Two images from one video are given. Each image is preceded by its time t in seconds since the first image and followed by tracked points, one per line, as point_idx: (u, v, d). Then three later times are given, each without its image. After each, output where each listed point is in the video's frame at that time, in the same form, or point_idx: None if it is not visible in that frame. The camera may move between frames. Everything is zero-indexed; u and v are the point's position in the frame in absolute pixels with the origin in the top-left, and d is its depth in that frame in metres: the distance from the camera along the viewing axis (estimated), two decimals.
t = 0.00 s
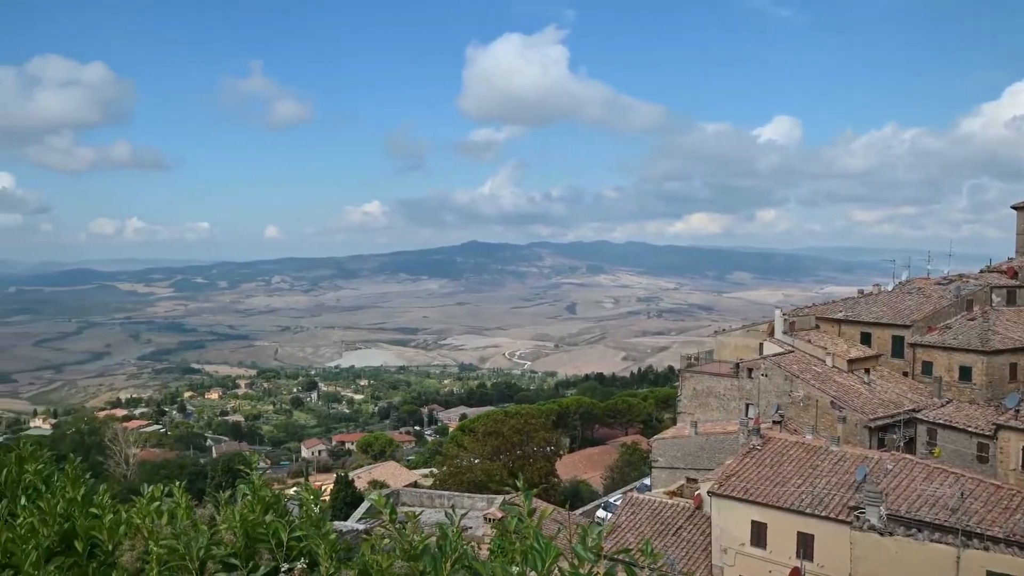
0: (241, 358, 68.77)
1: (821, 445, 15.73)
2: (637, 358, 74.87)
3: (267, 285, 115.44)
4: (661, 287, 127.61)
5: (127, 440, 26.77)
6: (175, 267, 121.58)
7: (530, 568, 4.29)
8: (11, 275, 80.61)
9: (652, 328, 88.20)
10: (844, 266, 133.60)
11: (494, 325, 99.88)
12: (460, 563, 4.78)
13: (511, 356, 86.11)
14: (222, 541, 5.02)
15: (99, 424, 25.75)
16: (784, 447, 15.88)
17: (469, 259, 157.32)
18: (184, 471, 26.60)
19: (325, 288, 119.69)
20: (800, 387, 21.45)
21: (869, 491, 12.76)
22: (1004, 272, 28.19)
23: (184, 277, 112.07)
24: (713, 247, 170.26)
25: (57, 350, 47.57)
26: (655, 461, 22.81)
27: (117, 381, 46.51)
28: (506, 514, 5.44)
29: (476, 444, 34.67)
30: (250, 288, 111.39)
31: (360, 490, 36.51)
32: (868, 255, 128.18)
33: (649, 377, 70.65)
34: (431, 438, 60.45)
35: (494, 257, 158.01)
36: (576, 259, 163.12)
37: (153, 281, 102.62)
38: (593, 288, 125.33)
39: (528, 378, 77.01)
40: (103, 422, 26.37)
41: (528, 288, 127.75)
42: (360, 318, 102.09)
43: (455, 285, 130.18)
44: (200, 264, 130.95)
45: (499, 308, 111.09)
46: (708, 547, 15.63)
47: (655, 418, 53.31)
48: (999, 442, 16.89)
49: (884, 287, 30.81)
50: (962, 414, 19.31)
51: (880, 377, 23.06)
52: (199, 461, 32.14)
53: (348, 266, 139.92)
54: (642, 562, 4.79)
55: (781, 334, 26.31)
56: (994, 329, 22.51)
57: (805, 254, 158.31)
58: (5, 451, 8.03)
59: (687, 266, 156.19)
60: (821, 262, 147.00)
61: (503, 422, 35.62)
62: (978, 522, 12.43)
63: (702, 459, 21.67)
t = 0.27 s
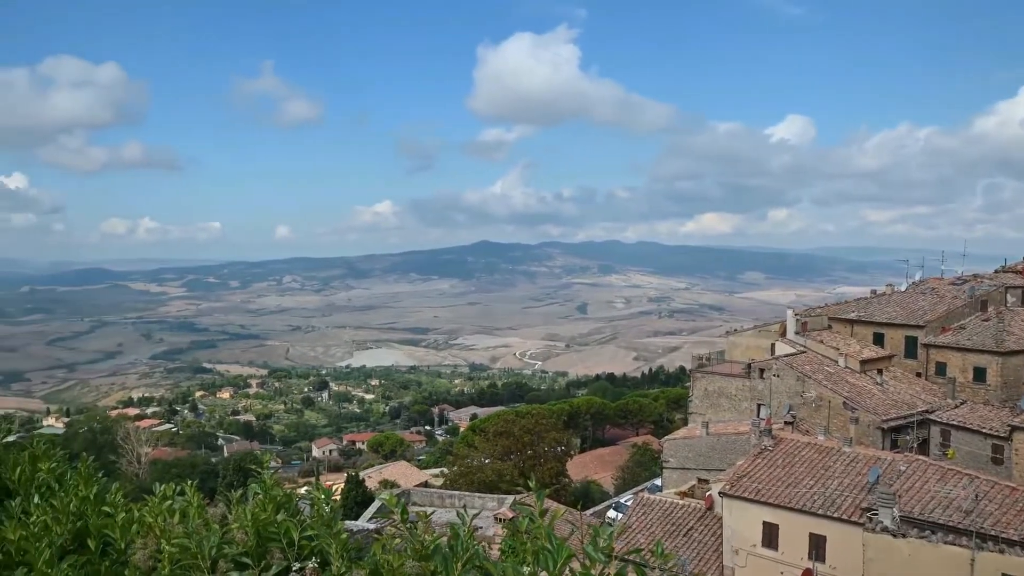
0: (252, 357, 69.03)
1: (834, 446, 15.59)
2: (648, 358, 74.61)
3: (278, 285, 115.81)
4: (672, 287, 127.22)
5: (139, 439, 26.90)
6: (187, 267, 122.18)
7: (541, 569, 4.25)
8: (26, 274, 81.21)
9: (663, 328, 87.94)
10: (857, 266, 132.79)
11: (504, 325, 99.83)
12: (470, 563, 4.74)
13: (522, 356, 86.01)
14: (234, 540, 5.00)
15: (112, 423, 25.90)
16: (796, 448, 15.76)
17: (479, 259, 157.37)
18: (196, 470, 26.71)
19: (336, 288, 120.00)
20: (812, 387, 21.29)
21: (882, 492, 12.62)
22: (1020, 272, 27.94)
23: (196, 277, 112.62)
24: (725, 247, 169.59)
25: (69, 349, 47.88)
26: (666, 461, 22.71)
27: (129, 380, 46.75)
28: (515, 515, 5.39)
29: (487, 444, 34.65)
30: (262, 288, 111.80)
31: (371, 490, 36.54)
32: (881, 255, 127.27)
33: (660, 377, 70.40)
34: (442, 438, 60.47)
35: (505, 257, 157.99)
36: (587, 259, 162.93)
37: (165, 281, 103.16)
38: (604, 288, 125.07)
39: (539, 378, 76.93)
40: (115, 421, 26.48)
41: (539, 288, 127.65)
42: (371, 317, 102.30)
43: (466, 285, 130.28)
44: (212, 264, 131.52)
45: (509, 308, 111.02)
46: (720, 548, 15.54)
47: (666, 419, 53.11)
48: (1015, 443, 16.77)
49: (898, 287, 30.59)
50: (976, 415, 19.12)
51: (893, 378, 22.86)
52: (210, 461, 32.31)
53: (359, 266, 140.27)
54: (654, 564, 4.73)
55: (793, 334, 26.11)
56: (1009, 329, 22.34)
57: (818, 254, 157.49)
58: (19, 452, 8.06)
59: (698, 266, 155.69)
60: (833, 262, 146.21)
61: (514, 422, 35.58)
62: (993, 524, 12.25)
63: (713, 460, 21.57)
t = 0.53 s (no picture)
0: (264, 357, 69.29)
1: (846, 448, 15.45)
2: (659, 359, 74.36)
3: (290, 285, 116.18)
4: (683, 288, 126.78)
5: (151, 438, 27.04)
6: (200, 267, 122.79)
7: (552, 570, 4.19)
8: (40, 274, 81.81)
9: (674, 328, 87.67)
10: (870, 266, 132.01)
11: (515, 325, 99.80)
12: (481, 563, 4.68)
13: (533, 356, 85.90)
14: (245, 540, 4.97)
15: (124, 423, 26.05)
16: (808, 449, 15.63)
17: (490, 259, 157.39)
18: (207, 470, 26.82)
19: (347, 288, 120.30)
20: (824, 388, 21.12)
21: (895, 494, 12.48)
22: None
23: (208, 277, 113.18)
24: (736, 247, 168.96)
25: (81, 349, 48.17)
26: (677, 462, 22.61)
27: (141, 379, 47.02)
28: (526, 515, 5.34)
29: (497, 444, 34.62)
30: (273, 288, 112.20)
31: (381, 490, 36.58)
32: (895, 255, 126.43)
33: (671, 378, 70.16)
34: (452, 438, 60.48)
35: (516, 257, 157.93)
36: (598, 259, 162.66)
37: (177, 281, 103.67)
38: (615, 288, 124.81)
39: (550, 378, 76.84)
40: (127, 420, 26.62)
41: (550, 288, 127.53)
42: (382, 318, 102.49)
43: (477, 285, 130.33)
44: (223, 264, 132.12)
45: (520, 308, 110.95)
46: (731, 550, 15.44)
47: (678, 419, 52.90)
48: None
49: (911, 287, 30.38)
50: (991, 417, 18.93)
51: (906, 379, 22.64)
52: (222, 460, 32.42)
53: (370, 266, 140.53)
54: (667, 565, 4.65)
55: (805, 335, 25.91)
56: None
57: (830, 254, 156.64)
58: (32, 450, 8.06)
59: (709, 265, 155.16)
60: (846, 262, 145.38)
61: (524, 422, 35.54)
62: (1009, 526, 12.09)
63: (724, 461, 21.45)
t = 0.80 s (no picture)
0: (276, 358, 69.58)
1: (860, 450, 15.32)
2: (672, 360, 74.12)
3: (302, 285, 116.63)
4: (696, 288, 126.36)
5: (164, 437, 27.18)
6: (213, 268, 123.48)
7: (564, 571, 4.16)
8: (55, 275, 82.47)
9: (687, 329, 87.40)
10: (884, 267, 131.15)
11: (527, 326, 99.78)
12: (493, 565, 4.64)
13: (545, 357, 85.78)
14: (258, 540, 4.96)
15: (137, 422, 26.23)
16: (822, 451, 15.51)
17: (502, 260, 157.45)
18: (220, 469, 26.93)
19: (359, 288, 120.66)
20: (838, 390, 20.95)
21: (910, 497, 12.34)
22: None
23: (221, 277, 113.79)
24: (749, 248, 168.27)
25: (96, 349, 48.52)
26: (690, 463, 22.51)
27: (155, 379, 47.33)
28: (538, 516, 5.30)
29: (509, 445, 34.60)
30: (286, 288, 112.66)
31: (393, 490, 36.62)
32: (909, 256, 125.52)
33: (684, 379, 69.93)
34: (464, 438, 60.52)
35: (528, 258, 157.95)
36: (610, 260, 162.48)
37: (191, 282, 104.29)
38: (627, 289, 124.53)
39: (562, 379, 76.75)
40: (140, 420, 26.75)
41: (562, 288, 127.40)
42: (394, 318, 102.72)
43: (489, 286, 130.41)
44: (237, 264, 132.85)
45: (532, 309, 110.91)
46: (744, 552, 15.34)
47: (690, 420, 52.71)
48: None
49: (926, 288, 30.14)
50: (1008, 420, 18.74)
51: (921, 381, 22.45)
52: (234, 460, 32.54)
53: (382, 267, 140.87)
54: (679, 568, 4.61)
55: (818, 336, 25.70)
56: None
57: (844, 255, 155.73)
58: (48, 449, 8.11)
59: (722, 266, 154.61)
60: (860, 263, 144.50)
61: (536, 423, 35.51)
62: None
63: (737, 462, 21.31)
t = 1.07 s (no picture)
0: (288, 358, 69.86)
1: (874, 452, 15.17)
2: (683, 361, 73.90)
3: (314, 286, 117.08)
4: (707, 290, 125.99)
5: (176, 437, 27.31)
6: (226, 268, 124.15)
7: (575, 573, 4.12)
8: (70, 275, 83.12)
9: (698, 330, 87.11)
10: (898, 268, 130.26)
11: (538, 327, 99.76)
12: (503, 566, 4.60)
13: (556, 358, 85.70)
14: (269, 540, 4.95)
15: (150, 422, 26.40)
16: (835, 454, 15.37)
17: (513, 262, 157.48)
18: (231, 469, 27.03)
19: (371, 289, 120.97)
20: (851, 392, 20.79)
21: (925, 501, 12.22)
22: None
23: (234, 278, 114.38)
24: (761, 249, 167.58)
25: (108, 349, 48.84)
26: (701, 465, 22.39)
27: (167, 379, 47.60)
28: (548, 518, 5.26)
29: (520, 447, 34.59)
30: (297, 289, 113.09)
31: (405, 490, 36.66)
32: (924, 257, 124.62)
33: (695, 381, 69.69)
34: (475, 439, 60.54)
35: (539, 259, 157.90)
36: (622, 261, 162.30)
37: (204, 282, 104.86)
38: (639, 290, 124.31)
39: (573, 381, 76.67)
40: (153, 420, 26.89)
41: (573, 289, 127.27)
42: (405, 319, 102.96)
43: (500, 287, 130.46)
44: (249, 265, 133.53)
45: (543, 310, 110.84)
46: (756, 554, 15.24)
47: (701, 422, 52.53)
48: None
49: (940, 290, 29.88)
50: None
51: (935, 383, 22.25)
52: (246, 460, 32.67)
53: (394, 267, 141.17)
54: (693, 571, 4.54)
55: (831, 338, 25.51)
56: None
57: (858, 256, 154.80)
58: (62, 448, 8.12)
59: (734, 267, 154.04)
60: (874, 264, 143.63)
61: (547, 425, 35.48)
62: None
63: (749, 464, 21.18)
